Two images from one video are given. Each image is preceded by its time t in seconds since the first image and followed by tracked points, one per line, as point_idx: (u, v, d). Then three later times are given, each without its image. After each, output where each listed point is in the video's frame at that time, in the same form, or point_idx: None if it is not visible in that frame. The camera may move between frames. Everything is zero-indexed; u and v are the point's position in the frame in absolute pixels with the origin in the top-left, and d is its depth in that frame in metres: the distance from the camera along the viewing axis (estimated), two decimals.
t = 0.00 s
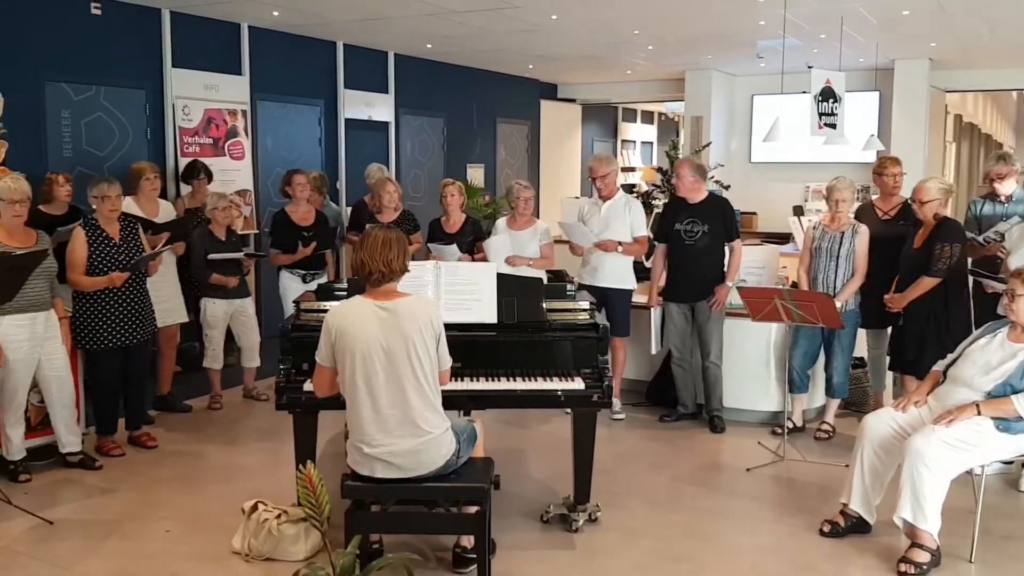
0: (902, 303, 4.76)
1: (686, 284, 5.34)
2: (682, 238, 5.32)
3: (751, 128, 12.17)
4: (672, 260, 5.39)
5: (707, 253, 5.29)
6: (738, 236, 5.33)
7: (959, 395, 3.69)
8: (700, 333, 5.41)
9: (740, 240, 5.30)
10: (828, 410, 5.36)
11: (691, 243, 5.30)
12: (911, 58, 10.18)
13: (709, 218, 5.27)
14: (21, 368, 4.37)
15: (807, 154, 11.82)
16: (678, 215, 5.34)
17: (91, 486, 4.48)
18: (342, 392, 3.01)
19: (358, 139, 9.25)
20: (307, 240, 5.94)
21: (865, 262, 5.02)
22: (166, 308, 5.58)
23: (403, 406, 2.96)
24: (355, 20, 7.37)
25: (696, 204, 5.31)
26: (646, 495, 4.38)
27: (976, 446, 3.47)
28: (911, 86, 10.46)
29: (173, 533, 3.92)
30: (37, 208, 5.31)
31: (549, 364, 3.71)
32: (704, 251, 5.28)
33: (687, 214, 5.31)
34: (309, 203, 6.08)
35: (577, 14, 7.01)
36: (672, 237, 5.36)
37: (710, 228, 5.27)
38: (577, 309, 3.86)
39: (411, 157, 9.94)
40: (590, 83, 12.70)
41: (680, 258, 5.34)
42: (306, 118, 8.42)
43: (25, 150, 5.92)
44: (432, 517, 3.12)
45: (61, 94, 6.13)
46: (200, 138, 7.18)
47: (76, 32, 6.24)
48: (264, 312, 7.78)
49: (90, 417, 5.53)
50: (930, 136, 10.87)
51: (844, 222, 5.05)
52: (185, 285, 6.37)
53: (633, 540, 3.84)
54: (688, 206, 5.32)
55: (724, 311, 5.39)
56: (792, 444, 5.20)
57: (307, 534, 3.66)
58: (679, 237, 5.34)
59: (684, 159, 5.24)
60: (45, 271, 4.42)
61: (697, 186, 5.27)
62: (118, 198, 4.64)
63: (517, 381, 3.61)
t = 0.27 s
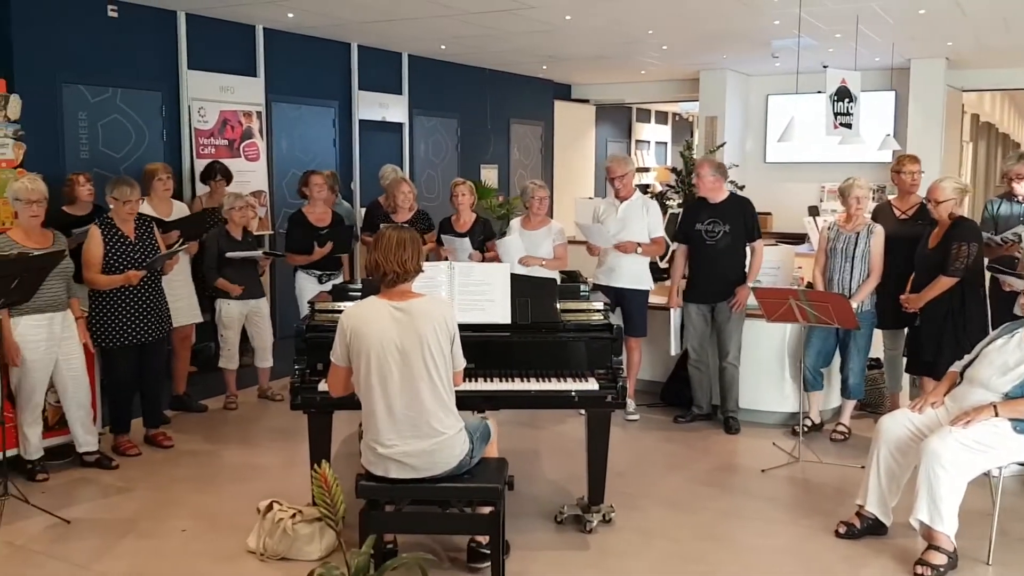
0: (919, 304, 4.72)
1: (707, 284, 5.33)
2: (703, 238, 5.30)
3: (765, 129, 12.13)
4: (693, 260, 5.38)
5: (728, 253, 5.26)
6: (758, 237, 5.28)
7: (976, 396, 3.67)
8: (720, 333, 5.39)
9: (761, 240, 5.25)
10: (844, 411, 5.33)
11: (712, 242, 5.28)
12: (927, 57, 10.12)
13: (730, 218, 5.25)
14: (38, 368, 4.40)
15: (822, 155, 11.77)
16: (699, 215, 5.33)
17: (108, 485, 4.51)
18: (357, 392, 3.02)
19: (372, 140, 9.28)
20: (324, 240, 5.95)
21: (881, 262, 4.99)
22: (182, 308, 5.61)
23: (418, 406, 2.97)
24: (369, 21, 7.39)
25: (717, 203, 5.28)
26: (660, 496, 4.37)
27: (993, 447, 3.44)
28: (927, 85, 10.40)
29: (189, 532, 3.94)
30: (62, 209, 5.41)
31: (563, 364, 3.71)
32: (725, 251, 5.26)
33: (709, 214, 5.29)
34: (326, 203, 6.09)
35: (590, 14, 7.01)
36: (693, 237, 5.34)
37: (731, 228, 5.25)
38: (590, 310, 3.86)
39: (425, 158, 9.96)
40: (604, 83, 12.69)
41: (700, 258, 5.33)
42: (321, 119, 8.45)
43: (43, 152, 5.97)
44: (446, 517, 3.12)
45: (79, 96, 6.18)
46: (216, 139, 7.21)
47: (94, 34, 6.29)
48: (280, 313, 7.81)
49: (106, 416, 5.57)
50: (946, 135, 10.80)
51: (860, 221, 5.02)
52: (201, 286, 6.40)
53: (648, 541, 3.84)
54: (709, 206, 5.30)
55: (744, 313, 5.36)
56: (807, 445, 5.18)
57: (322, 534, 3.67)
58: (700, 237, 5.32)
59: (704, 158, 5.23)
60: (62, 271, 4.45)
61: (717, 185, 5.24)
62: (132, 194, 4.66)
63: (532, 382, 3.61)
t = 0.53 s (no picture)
0: (933, 307, 4.71)
1: (720, 284, 5.32)
2: (718, 238, 5.29)
3: (773, 128, 12.10)
4: (706, 259, 5.38)
5: (743, 253, 5.26)
6: (773, 237, 5.29)
7: (984, 397, 3.65)
8: (732, 333, 5.38)
9: (777, 240, 5.24)
10: (851, 411, 5.31)
11: (727, 242, 5.27)
12: (936, 57, 10.08)
13: (745, 217, 5.24)
14: (46, 366, 4.41)
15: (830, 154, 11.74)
16: (714, 215, 5.31)
17: (115, 483, 4.53)
18: (365, 391, 3.02)
19: (380, 139, 9.29)
20: (331, 240, 5.96)
21: (885, 262, 4.99)
22: (189, 306, 5.62)
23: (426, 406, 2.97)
24: (377, 20, 7.40)
25: (733, 203, 5.27)
26: (667, 496, 4.36)
27: (1002, 448, 3.43)
28: (935, 85, 10.37)
29: (197, 530, 3.95)
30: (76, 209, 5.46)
31: (570, 364, 3.71)
32: (741, 251, 5.25)
33: (723, 213, 5.28)
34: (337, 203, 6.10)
35: (598, 13, 7.00)
36: (707, 238, 5.33)
37: (746, 228, 5.24)
38: (598, 310, 3.86)
39: (432, 157, 9.96)
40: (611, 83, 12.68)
41: (714, 258, 5.32)
42: (328, 118, 8.46)
43: (52, 151, 5.99)
44: (453, 516, 3.12)
45: (87, 95, 6.19)
46: (224, 138, 7.23)
47: (102, 34, 6.30)
48: (288, 312, 7.83)
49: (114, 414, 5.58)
50: (955, 135, 10.76)
51: (863, 220, 5.03)
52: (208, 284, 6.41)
53: (654, 541, 3.83)
54: (724, 206, 5.29)
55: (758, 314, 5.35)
56: (815, 445, 5.17)
57: (329, 532, 3.67)
58: (715, 237, 5.31)
59: (719, 157, 5.20)
60: (70, 270, 4.47)
61: (731, 185, 5.21)
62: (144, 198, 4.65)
63: (539, 382, 3.61)
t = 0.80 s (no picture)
0: (947, 307, 4.67)
1: (727, 284, 5.31)
2: (726, 237, 5.29)
3: (777, 128, 12.09)
4: (715, 258, 5.37)
5: (752, 253, 5.25)
6: (783, 237, 5.26)
7: (988, 397, 3.64)
8: (738, 332, 5.38)
9: (785, 240, 5.23)
10: (855, 411, 5.30)
11: (735, 242, 5.27)
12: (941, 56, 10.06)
13: (754, 217, 5.23)
14: (50, 364, 4.42)
15: (834, 154, 11.72)
16: (722, 214, 5.31)
17: (119, 481, 4.53)
18: (369, 389, 3.02)
19: (383, 139, 9.29)
20: (336, 237, 5.97)
21: (883, 260, 5.00)
22: (193, 305, 5.63)
23: (429, 404, 2.97)
24: (381, 20, 7.40)
25: (742, 202, 5.27)
26: (670, 496, 4.36)
27: (1006, 448, 3.42)
28: (940, 84, 10.35)
29: (200, 528, 3.95)
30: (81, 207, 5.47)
31: (574, 363, 3.72)
32: (748, 251, 5.25)
33: (732, 213, 5.28)
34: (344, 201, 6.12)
35: (602, 13, 7.00)
36: (717, 237, 5.34)
37: (755, 228, 5.23)
38: (602, 309, 3.86)
39: (436, 156, 9.96)
40: (615, 82, 12.68)
41: (723, 257, 5.32)
42: (332, 117, 8.47)
43: (56, 150, 6.01)
44: (456, 515, 3.12)
45: (92, 94, 6.20)
46: (228, 137, 7.23)
47: (107, 32, 6.31)
48: (291, 310, 7.83)
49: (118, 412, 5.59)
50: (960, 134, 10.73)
51: (861, 219, 5.03)
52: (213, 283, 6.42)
53: (658, 541, 3.83)
54: (733, 205, 5.29)
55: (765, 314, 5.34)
56: (819, 445, 5.17)
57: (332, 531, 3.67)
58: (723, 237, 5.31)
59: (731, 155, 5.19)
60: (75, 267, 4.48)
61: (740, 184, 5.21)
62: (146, 193, 4.69)
63: (542, 381, 3.61)
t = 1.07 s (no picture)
0: (957, 307, 4.63)
1: (732, 284, 5.31)
2: (729, 236, 5.29)
3: (780, 127, 12.08)
4: (717, 257, 5.37)
5: (755, 253, 5.25)
6: (786, 237, 5.28)
7: (991, 397, 3.64)
8: (741, 332, 5.37)
9: (789, 241, 5.24)
10: (856, 411, 5.29)
11: (738, 241, 5.27)
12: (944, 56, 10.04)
13: (758, 217, 5.23)
14: (53, 364, 4.42)
15: (837, 153, 11.71)
16: (726, 213, 5.32)
17: (122, 481, 4.54)
18: (372, 388, 3.02)
19: (386, 138, 9.29)
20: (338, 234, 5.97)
21: (880, 257, 5.00)
22: (195, 304, 5.63)
23: (432, 403, 2.97)
24: (383, 19, 7.41)
25: (746, 202, 5.26)
26: (672, 496, 4.36)
27: (1009, 448, 3.41)
28: (943, 84, 10.34)
29: (202, 528, 3.95)
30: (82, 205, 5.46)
31: (576, 363, 3.71)
32: (752, 250, 5.25)
33: (735, 213, 5.28)
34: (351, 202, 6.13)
35: (604, 12, 6.99)
36: (719, 236, 5.33)
37: (758, 227, 5.23)
38: (604, 309, 3.87)
39: (438, 156, 9.96)
40: (617, 82, 12.68)
41: (725, 256, 5.32)
42: (335, 116, 8.47)
43: (59, 150, 6.01)
44: (459, 515, 3.12)
45: (94, 93, 6.21)
46: (230, 137, 7.24)
47: (109, 31, 6.31)
48: (293, 310, 7.83)
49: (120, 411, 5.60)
50: (963, 134, 10.72)
51: (857, 215, 5.03)
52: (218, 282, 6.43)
53: (660, 541, 3.82)
54: (737, 204, 5.29)
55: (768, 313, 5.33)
56: (821, 445, 5.16)
57: (335, 530, 3.68)
58: (726, 236, 5.31)
59: (748, 153, 5.16)
60: (77, 266, 4.48)
61: (749, 184, 5.19)
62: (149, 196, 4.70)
63: (544, 380, 3.61)
